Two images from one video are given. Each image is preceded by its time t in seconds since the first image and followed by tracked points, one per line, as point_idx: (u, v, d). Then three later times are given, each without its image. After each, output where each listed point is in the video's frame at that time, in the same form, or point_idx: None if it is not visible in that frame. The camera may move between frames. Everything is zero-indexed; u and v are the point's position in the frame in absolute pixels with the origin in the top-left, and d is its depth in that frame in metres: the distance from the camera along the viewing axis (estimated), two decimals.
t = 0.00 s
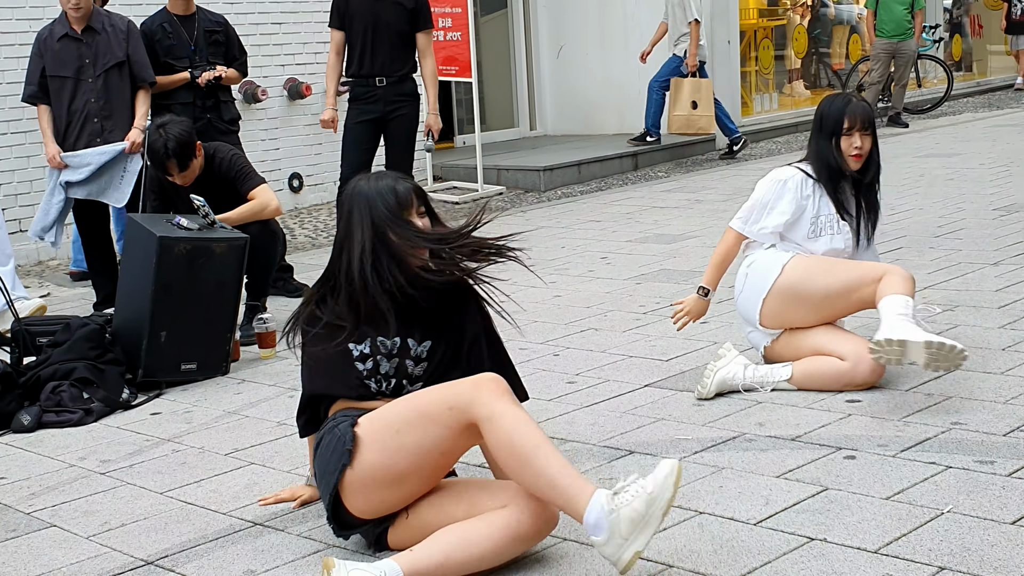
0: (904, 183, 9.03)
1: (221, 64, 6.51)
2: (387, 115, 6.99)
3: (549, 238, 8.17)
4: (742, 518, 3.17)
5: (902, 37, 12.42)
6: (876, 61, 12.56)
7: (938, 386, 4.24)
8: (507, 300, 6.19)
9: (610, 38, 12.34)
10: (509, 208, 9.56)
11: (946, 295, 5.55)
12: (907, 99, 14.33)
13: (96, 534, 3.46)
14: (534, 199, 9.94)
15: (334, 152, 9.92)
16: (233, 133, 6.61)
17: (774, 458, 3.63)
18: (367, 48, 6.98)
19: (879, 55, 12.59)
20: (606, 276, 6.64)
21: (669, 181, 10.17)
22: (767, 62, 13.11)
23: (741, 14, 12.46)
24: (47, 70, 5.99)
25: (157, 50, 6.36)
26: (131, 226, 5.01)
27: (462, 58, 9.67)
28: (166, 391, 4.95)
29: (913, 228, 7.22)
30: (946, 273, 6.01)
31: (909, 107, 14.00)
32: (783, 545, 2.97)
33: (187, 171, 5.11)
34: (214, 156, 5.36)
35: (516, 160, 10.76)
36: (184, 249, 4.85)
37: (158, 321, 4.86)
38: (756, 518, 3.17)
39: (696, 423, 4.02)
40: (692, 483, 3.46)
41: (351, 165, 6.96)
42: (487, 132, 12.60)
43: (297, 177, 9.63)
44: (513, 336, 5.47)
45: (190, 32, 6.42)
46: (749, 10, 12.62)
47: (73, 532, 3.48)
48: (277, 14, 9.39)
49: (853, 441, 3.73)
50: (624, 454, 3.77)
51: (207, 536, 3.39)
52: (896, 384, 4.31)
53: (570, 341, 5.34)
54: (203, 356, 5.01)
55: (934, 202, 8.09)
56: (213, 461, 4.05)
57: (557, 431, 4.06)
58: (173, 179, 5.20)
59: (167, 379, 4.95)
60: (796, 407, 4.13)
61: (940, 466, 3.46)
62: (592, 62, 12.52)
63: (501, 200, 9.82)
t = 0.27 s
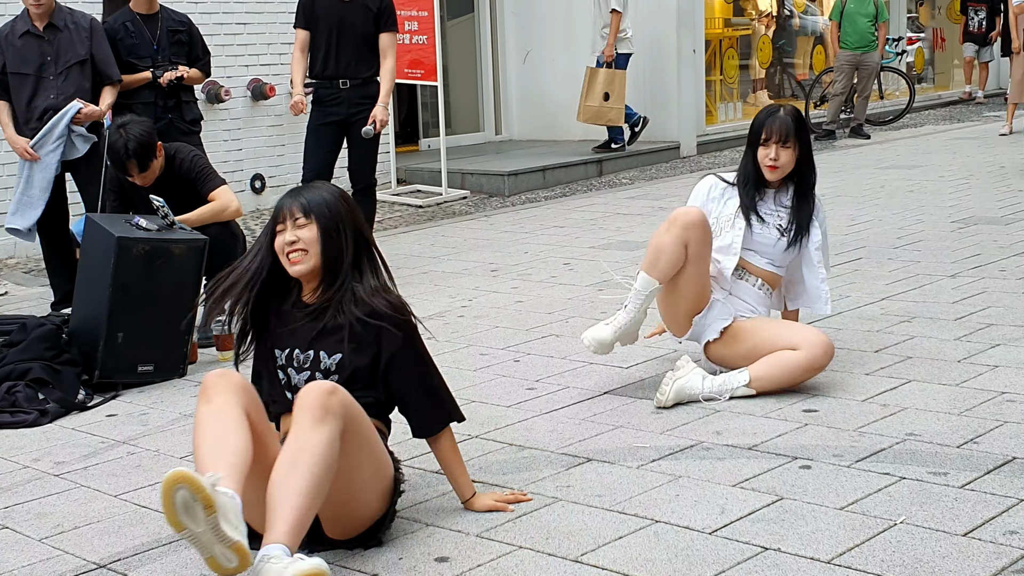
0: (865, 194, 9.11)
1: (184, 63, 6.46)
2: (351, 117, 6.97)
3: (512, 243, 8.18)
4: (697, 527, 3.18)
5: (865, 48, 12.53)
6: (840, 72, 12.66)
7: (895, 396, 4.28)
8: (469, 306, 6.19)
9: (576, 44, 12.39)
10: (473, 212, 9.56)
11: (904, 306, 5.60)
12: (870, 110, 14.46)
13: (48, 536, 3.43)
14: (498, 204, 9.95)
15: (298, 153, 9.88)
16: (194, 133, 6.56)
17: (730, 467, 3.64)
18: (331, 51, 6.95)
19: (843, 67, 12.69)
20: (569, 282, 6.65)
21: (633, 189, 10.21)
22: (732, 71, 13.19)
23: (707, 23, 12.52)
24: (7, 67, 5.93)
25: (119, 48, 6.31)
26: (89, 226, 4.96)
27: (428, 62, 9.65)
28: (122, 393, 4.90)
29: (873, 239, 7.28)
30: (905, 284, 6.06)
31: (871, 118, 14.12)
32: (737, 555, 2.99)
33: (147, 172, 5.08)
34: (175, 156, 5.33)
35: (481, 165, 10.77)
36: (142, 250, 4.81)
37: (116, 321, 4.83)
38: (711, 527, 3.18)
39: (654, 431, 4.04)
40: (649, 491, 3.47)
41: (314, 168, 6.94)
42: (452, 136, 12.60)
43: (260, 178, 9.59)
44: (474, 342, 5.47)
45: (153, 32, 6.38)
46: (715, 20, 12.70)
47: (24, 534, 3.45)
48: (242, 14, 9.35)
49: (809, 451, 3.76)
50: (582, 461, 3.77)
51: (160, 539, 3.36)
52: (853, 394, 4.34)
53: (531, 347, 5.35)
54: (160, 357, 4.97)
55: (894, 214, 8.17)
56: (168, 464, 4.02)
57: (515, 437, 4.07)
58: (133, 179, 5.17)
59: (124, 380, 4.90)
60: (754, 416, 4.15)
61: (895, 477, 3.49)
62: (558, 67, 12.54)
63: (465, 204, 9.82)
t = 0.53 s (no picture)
0: (871, 202, 9.10)
1: (191, 66, 6.42)
2: (357, 121, 6.96)
3: (518, 247, 8.18)
4: (703, 536, 3.17)
5: (874, 56, 12.57)
6: (847, 80, 12.66)
7: (901, 406, 4.27)
8: (474, 310, 6.19)
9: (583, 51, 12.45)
10: (479, 216, 9.56)
11: (910, 315, 5.59)
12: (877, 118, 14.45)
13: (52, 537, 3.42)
14: (504, 208, 9.95)
15: (304, 156, 9.89)
16: (202, 135, 6.54)
17: (736, 476, 3.64)
18: (337, 56, 6.94)
19: (850, 74, 12.68)
20: (574, 288, 6.65)
21: (639, 194, 10.20)
22: (739, 77, 13.19)
23: (715, 29, 12.52)
24: (15, 66, 5.95)
25: (126, 50, 6.32)
26: (96, 226, 4.95)
27: (434, 66, 9.65)
28: (127, 395, 4.93)
29: (879, 247, 7.27)
30: (911, 293, 6.06)
31: (878, 126, 14.12)
32: (742, 565, 2.98)
33: (154, 174, 5.08)
34: (182, 158, 5.33)
35: (487, 169, 10.76)
36: (149, 252, 4.81)
37: (121, 323, 4.83)
38: (716, 536, 3.17)
39: (659, 438, 4.03)
40: (654, 499, 3.46)
41: (320, 171, 6.95)
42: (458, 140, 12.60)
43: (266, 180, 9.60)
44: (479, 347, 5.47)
45: (161, 33, 6.37)
46: (723, 26, 12.69)
47: (28, 535, 3.45)
48: (250, 16, 9.36)
49: (815, 460, 3.75)
50: (587, 468, 3.77)
51: (164, 542, 3.36)
52: (859, 404, 4.33)
53: (536, 352, 5.35)
54: (166, 360, 4.99)
55: (901, 222, 8.16)
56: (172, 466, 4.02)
57: (520, 443, 4.06)
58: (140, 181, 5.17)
59: (129, 381, 4.91)
60: (759, 425, 4.15)
61: (901, 487, 3.48)
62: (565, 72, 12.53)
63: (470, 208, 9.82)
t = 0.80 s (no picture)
0: (966, 202, 8.93)
1: (285, 67, 6.56)
2: (446, 121, 7.00)
3: (604, 246, 8.16)
4: (799, 541, 3.14)
5: (967, 54, 12.32)
6: (939, 78, 12.40)
7: (1000, 411, 4.19)
8: (562, 310, 6.20)
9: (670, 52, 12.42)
10: (564, 216, 9.56)
11: (1008, 319, 5.48)
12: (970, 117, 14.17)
13: (154, 530, 3.50)
14: (589, 208, 9.94)
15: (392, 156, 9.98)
16: (294, 135, 6.63)
17: (831, 480, 3.60)
18: (426, 58, 6.98)
19: (943, 73, 12.42)
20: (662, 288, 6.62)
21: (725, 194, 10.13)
22: (828, 75, 13.03)
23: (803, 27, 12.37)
24: (113, 66, 6.06)
25: (222, 51, 6.43)
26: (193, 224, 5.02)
27: (521, 66, 9.66)
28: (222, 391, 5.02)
29: (975, 249, 7.14)
30: (1009, 296, 5.93)
31: (970, 125, 13.85)
32: (840, 570, 2.95)
33: (250, 175, 5.15)
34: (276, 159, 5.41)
35: (573, 168, 10.76)
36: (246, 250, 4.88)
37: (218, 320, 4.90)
38: (813, 541, 3.14)
39: (752, 442, 4.01)
40: (748, 502, 3.44)
41: (409, 171, 7.00)
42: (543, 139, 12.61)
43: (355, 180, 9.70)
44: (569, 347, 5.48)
45: (255, 35, 6.48)
46: (812, 24, 12.54)
47: (131, 527, 3.53)
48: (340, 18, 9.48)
49: (912, 465, 3.70)
50: (680, 470, 3.76)
51: (261, 537, 3.42)
52: (956, 408, 4.26)
53: (626, 353, 5.34)
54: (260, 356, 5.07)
55: (997, 223, 7.99)
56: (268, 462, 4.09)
57: (611, 443, 4.06)
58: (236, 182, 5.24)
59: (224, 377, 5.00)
60: (854, 429, 4.10)
61: (1001, 493, 3.41)
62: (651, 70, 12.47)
63: (556, 208, 9.83)
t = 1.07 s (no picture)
0: None
1: (394, 70, 6.65)
2: (552, 123, 7.01)
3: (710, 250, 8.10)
4: (916, 553, 3.09)
5: None
6: None
7: None
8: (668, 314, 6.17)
9: (779, 50, 12.14)
10: (668, 219, 9.51)
11: None
12: None
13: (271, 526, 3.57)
14: (693, 210, 9.88)
15: (496, 158, 10.03)
16: (403, 138, 6.75)
17: (948, 492, 3.53)
18: (533, 60, 6.99)
19: None
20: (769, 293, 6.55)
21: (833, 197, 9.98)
22: (939, 77, 12.76)
23: (914, 28, 12.13)
24: (229, 69, 6.15)
25: (333, 55, 6.49)
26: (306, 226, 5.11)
27: (626, 68, 9.63)
28: (334, 389, 5.10)
29: None
30: None
31: None
32: None
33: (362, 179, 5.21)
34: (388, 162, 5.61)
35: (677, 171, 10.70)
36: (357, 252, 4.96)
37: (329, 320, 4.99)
38: (930, 553, 3.09)
39: (866, 451, 3.95)
40: (864, 513, 3.39)
41: (515, 173, 7.03)
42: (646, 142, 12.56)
43: (459, 182, 9.77)
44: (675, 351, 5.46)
45: (366, 38, 6.57)
46: (923, 24, 12.28)
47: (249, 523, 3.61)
48: (447, 21, 9.56)
49: None
50: (792, 479, 3.72)
51: (375, 535, 3.47)
52: None
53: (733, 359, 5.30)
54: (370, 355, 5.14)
55: None
56: (379, 461, 4.15)
57: (721, 450, 4.03)
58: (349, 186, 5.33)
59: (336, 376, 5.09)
60: (972, 440, 4.01)
61: None
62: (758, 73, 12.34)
63: (659, 211, 9.78)
